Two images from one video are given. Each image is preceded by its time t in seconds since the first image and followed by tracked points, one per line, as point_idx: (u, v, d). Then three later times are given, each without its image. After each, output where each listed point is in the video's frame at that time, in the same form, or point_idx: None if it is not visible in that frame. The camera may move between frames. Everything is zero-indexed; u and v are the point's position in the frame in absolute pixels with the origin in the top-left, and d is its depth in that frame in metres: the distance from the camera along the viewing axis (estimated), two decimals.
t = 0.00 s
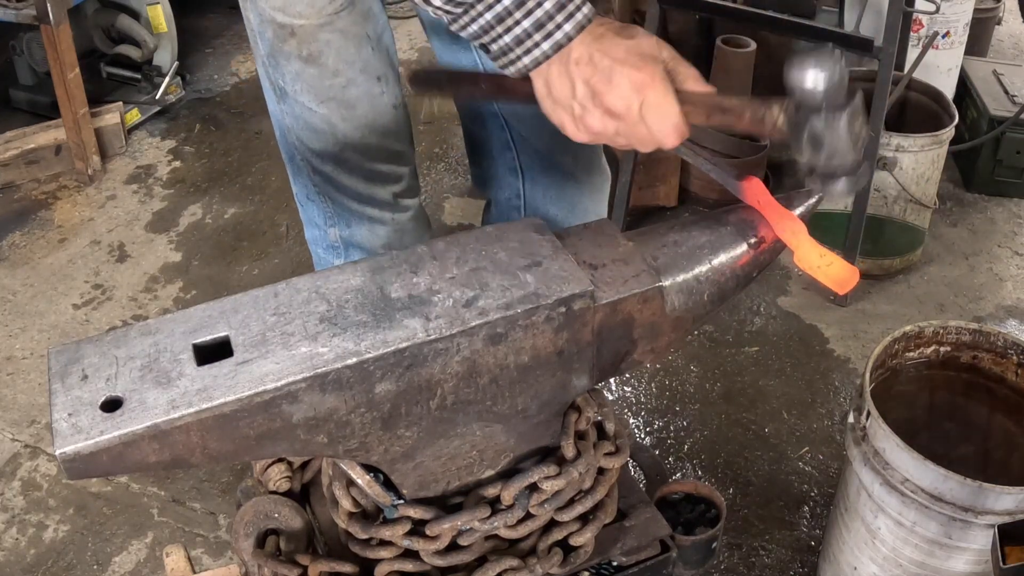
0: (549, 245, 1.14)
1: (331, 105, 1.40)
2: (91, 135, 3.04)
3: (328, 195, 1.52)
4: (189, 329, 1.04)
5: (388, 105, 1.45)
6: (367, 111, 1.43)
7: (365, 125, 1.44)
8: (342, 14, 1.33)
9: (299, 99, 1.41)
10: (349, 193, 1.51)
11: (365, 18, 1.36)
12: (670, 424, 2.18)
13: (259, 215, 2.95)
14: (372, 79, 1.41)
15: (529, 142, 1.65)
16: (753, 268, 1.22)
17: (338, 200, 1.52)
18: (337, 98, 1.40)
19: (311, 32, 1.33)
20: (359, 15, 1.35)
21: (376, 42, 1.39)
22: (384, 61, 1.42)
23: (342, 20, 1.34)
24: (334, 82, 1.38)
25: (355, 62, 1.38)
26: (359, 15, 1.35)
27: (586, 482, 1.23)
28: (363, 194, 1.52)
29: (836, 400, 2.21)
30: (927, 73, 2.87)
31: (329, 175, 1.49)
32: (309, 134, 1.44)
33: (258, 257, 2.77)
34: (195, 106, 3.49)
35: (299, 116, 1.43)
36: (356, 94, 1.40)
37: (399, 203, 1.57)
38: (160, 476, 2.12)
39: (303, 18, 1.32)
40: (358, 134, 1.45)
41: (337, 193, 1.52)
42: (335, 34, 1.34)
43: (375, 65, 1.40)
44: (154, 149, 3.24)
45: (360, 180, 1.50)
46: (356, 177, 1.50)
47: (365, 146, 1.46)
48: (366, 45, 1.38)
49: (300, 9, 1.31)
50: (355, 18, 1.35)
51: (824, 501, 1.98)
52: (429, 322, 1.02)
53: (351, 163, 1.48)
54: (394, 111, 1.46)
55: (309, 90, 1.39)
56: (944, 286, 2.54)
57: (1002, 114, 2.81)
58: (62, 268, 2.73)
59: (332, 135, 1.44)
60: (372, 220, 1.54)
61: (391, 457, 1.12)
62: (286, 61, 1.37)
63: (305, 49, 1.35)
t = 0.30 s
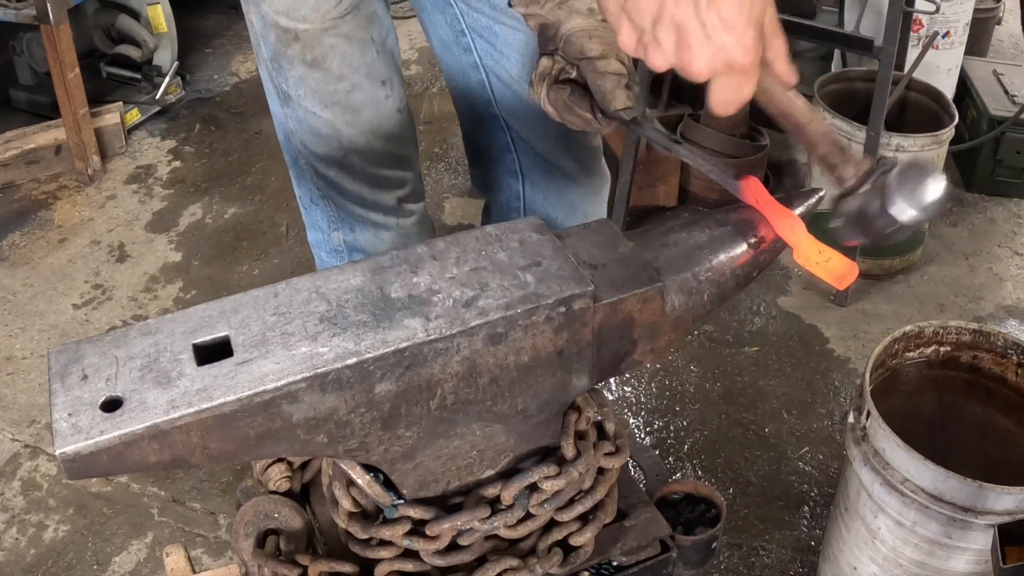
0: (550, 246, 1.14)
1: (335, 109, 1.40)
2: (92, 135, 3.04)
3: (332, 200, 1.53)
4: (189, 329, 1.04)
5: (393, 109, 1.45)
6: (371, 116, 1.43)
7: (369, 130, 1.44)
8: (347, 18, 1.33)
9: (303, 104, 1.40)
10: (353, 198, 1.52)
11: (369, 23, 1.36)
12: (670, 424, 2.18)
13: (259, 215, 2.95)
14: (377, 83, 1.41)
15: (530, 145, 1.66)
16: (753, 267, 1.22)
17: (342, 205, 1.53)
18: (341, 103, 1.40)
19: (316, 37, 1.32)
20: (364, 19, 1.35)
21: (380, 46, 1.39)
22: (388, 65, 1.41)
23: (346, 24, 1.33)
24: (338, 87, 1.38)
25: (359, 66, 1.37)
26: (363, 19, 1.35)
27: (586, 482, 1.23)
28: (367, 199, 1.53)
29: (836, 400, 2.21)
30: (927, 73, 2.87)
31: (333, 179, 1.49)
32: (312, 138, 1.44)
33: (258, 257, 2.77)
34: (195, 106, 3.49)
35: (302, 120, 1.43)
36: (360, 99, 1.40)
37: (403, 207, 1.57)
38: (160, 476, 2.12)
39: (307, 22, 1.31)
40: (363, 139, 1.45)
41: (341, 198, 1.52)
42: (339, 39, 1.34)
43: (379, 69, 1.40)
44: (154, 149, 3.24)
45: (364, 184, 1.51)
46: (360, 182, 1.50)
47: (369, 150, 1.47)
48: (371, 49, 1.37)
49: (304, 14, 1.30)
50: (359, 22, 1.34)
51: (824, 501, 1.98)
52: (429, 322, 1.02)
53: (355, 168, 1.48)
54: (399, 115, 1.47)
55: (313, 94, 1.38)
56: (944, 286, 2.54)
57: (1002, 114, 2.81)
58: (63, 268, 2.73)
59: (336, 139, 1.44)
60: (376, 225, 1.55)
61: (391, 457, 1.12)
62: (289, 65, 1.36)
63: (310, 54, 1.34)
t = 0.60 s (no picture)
0: (549, 246, 1.14)
1: (342, 118, 1.40)
2: (91, 135, 3.04)
3: (337, 209, 1.52)
4: (189, 329, 1.04)
5: (400, 117, 1.45)
6: (378, 124, 1.43)
7: (376, 138, 1.44)
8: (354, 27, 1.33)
9: (309, 113, 1.40)
10: (358, 206, 1.52)
11: (376, 32, 1.37)
12: (670, 424, 2.18)
13: (259, 215, 2.95)
14: (383, 92, 1.41)
15: (531, 149, 1.66)
16: (753, 267, 1.22)
17: (346, 214, 1.53)
18: (348, 112, 1.40)
19: (323, 45, 1.33)
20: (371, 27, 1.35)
21: (386, 54, 1.40)
22: (395, 74, 1.42)
23: (353, 33, 1.34)
24: (345, 96, 1.38)
25: (366, 75, 1.38)
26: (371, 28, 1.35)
27: (586, 482, 1.23)
28: (373, 208, 1.52)
29: (836, 400, 2.21)
30: (927, 73, 2.87)
31: (339, 188, 1.49)
32: (318, 147, 1.44)
33: (258, 257, 2.77)
34: (195, 106, 3.49)
35: (307, 129, 1.42)
36: (367, 108, 1.41)
37: (409, 216, 1.57)
38: (159, 476, 2.12)
39: (314, 30, 1.31)
40: (369, 147, 1.45)
41: (346, 207, 1.52)
42: (347, 47, 1.34)
43: (386, 77, 1.40)
44: (154, 149, 3.24)
45: (370, 193, 1.51)
46: (366, 191, 1.50)
47: (375, 159, 1.47)
48: (378, 57, 1.38)
49: (311, 22, 1.30)
50: (367, 30, 1.35)
51: (825, 502, 1.98)
52: (428, 322, 1.02)
53: (360, 177, 1.48)
54: (405, 123, 1.47)
55: (319, 103, 1.38)
56: (944, 286, 2.54)
57: (1002, 114, 2.81)
58: (63, 268, 2.73)
59: (342, 148, 1.44)
60: (381, 234, 1.55)
61: (391, 457, 1.12)
62: (295, 74, 1.36)
63: (316, 62, 1.34)
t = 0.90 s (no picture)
0: (549, 246, 1.14)
1: (347, 124, 1.40)
2: (92, 135, 3.05)
3: (341, 216, 1.52)
4: (189, 329, 1.04)
5: (404, 122, 1.46)
6: (383, 130, 1.43)
7: (380, 144, 1.45)
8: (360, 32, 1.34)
9: (313, 120, 1.40)
10: (362, 213, 1.52)
11: (381, 36, 1.37)
12: (670, 424, 2.18)
13: (259, 215, 2.95)
14: (388, 97, 1.41)
15: (532, 150, 1.66)
16: (753, 267, 1.22)
17: (348, 220, 1.53)
18: (352, 117, 1.40)
19: (329, 50, 1.33)
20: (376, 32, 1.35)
21: (391, 59, 1.40)
22: (399, 79, 1.43)
23: (359, 38, 1.34)
24: (350, 102, 1.38)
25: (372, 80, 1.38)
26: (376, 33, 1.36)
27: (586, 482, 1.23)
28: (378, 214, 1.52)
29: (836, 400, 2.21)
30: (927, 73, 2.87)
31: (343, 195, 1.49)
32: (321, 154, 1.44)
33: (257, 257, 2.77)
34: (195, 106, 3.49)
35: (311, 136, 1.42)
36: (372, 113, 1.41)
37: (413, 222, 1.57)
38: (159, 476, 2.12)
39: (319, 35, 1.31)
40: (373, 153, 1.45)
41: (349, 213, 1.52)
42: (352, 53, 1.35)
43: (390, 82, 1.41)
44: (154, 149, 3.24)
45: (374, 199, 1.51)
46: (370, 197, 1.50)
47: (379, 164, 1.47)
48: (383, 61, 1.39)
49: (316, 28, 1.30)
50: (372, 34, 1.36)
51: (825, 502, 1.98)
52: (429, 322, 1.02)
53: (365, 183, 1.48)
54: (409, 127, 1.47)
55: (323, 109, 1.38)
56: (944, 286, 2.54)
57: (1002, 115, 2.81)
58: (63, 268, 2.73)
59: (346, 154, 1.44)
60: (385, 240, 1.55)
61: (391, 457, 1.12)
62: (299, 80, 1.35)
63: (322, 68, 1.34)
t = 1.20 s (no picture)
0: (550, 246, 1.14)
1: (345, 121, 1.40)
2: (92, 135, 3.05)
3: (340, 213, 1.51)
4: (189, 329, 1.04)
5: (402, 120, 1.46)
6: (381, 126, 1.43)
7: (378, 141, 1.44)
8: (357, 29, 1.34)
9: (311, 116, 1.40)
10: (360, 210, 1.51)
11: (378, 33, 1.37)
12: (670, 424, 2.18)
13: (259, 215, 2.95)
14: (386, 94, 1.41)
15: (531, 149, 1.66)
16: (753, 267, 1.22)
17: (346, 217, 1.51)
18: (350, 114, 1.40)
19: (326, 47, 1.33)
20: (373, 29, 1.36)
21: (388, 56, 1.40)
22: (397, 76, 1.43)
23: (357, 35, 1.34)
24: (348, 99, 1.38)
25: (370, 77, 1.38)
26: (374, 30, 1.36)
27: (586, 482, 1.23)
28: (376, 211, 1.51)
29: (836, 400, 2.21)
30: (927, 73, 2.87)
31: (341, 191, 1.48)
32: (320, 150, 1.44)
33: (257, 257, 2.77)
34: (195, 106, 3.50)
35: (309, 132, 1.41)
36: (370, 110, 1.41)
37: (411, 220, 1.56)
38: (160, 476, 2.12)
39: (317, 32, 1.32)
40: (371, 149, 1.45)
41: (348, 209, 1.51)
42: (350, 50, 1.35)
43: (388, 80, 1.41)
44: (154, 149, 3.24)
45: (372, 196, 1.50)
46: (368, 194, 1.50)
47: (377, 160, 1.47)
48: (381, 59, 1.39)
49: (314, 24, 1.31)
50: (370, 32, 1.36)
51: (825, 501, 1.98)
52: (429, 322, 1.02)
53: (363, 180, 1.48)
54: (406, 125, 1.47)
55: (321, 106, 1.38)
56: (944, 286, 2.54)
57: (1002, 114, 2.81)
58: (63, 268, 2.72)
59: (344, 151, 1.44)
60: (383, 236, 1.53)
61: (391, 457, 1.12)
62: (297, 77, 1.36)
63: (319, 65, 1.34)
